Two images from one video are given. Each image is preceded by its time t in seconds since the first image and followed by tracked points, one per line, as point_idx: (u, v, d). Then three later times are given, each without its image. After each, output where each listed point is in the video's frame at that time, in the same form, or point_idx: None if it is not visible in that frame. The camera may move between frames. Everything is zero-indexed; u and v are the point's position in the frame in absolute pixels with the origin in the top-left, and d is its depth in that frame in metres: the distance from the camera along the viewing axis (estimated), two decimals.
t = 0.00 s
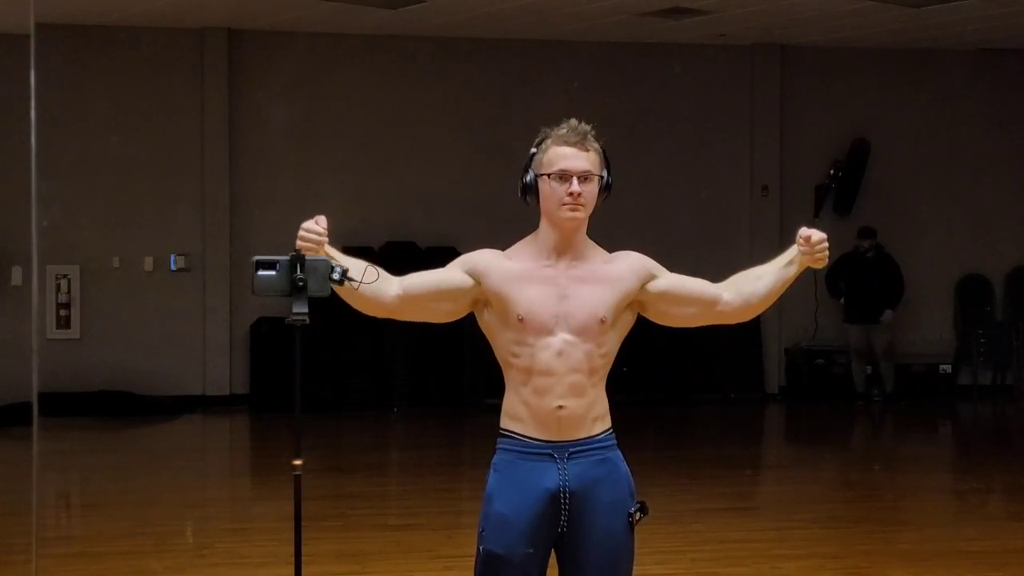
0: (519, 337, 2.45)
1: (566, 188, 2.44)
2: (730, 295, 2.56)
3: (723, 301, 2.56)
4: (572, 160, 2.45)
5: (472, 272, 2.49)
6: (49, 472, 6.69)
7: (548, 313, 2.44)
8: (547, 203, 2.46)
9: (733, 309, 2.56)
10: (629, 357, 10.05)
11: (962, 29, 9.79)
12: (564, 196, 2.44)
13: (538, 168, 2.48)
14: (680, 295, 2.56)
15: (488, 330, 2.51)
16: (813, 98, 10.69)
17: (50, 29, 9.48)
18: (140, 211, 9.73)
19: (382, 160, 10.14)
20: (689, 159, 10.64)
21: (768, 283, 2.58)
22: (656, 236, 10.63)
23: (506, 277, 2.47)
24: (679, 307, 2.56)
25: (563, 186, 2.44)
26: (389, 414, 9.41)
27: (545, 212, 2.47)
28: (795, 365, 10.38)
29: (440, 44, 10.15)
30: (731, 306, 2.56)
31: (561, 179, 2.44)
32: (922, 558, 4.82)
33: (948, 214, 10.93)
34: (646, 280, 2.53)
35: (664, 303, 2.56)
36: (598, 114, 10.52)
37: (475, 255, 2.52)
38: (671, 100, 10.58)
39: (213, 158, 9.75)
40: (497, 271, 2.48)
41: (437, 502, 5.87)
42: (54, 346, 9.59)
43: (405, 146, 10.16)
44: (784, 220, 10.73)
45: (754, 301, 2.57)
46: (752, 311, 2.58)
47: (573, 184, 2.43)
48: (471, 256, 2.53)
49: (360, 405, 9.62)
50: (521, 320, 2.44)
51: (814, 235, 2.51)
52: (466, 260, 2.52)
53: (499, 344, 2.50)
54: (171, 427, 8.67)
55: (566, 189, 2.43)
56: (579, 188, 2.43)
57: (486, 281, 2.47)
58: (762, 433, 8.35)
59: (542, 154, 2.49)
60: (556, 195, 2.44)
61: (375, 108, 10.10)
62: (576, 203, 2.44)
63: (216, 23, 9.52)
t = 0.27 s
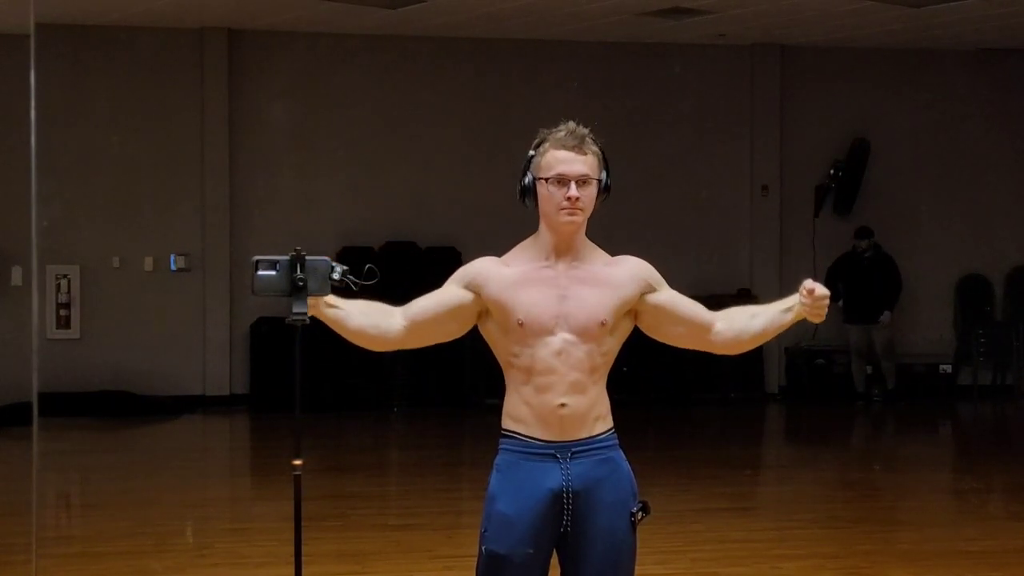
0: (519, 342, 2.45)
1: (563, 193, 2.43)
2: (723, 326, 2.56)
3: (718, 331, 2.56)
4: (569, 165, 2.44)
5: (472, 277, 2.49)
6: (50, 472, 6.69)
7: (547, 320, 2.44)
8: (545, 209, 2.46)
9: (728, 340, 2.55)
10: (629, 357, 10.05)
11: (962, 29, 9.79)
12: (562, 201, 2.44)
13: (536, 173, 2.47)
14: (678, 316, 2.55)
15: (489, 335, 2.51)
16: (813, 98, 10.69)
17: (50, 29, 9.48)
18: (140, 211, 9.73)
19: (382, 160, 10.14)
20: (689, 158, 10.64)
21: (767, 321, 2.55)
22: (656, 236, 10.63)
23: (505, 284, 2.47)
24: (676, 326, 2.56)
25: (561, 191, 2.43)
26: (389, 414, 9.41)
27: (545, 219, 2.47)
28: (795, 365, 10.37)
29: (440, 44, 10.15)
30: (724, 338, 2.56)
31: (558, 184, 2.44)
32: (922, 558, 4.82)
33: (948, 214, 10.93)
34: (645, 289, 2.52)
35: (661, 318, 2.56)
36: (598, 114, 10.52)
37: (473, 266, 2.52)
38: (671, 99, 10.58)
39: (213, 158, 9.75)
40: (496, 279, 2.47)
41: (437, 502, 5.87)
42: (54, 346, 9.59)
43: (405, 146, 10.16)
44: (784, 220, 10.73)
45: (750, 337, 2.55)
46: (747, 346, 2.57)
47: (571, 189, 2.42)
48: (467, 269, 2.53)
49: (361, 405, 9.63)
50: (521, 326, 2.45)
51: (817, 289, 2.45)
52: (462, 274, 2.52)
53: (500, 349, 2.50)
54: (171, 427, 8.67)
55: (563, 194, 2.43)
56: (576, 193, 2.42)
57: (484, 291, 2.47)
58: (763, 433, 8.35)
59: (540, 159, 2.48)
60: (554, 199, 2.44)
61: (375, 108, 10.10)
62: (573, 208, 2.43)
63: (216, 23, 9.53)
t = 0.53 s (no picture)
0: (520, 335, 2.45)
1: (565, 192, 2.43)
2: (729, 297, 2.55)
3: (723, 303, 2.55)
4: (571, 164, 2.43)
5: (472, 271, 2.48)
6: (49, 472, 6.69)
7: (549, 312, 2.44)
8: (547, 206, 2.46)
9: (734, 310, 2.55)
10: (629, 357, 10.05)
11: (962, 29, 9.79)
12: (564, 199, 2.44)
13: (538, 171, 2.47)
14: (680, 295, 2.55)
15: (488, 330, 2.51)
16: (813, 98, 10.69)
17: (50, 29, 9.48)
18: (140, 211, 9.73)
19: (382, 160, 10.14)
20: (690, 158, 10.64)
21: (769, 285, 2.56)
22: (656, 236, 10.63)
23: (507, 276, 2.47)
24: (680, 308, 2.55)
25: (563, 190, 2.43)
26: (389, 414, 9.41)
27: (546, 215, 2.47)
28: (795, 365, 10.37)
29: (440, 44, 10.16)
30: (731, 309, 2.55)
31: (560, 183, 2.43)
32: (922, 558, 4.82)
33: (948, 214, 10.93)
34: (646, 280, 2.52)
35: (664, 303, 2.55)
36: (598, 114, 10.52)
37: (475, 256, 2.51)
38: (670, 99, 10.58)
39: (213, 158, 9.75)
40: (497, 271, 2.47)
41: (437, 502, 5.87)
42: (54, 346, 9.59)
43: (405, 146, 10.17)
44: (784, 220, 10.73)
45: (755, 303, 2.56)
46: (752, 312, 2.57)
47: (572, 188, 2.42)
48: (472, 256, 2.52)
49: (361, 405, 9.61)
50: (522, 319, 2.44)
51: (814, 238, 2.48)
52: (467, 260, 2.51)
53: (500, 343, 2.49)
54: (171, 427, 8.67)
55: (564, 192, 2.43)
56: (578, 192, 2.42)
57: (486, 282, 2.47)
58: (763, 433, 8.34)
59: (542, 156, 2.47)
60: (555, 198, 2.44)
61: (375, 107, 10.10)
62: (574, 207, 2.43)
63: (216, 23, 9.53)
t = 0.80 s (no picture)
0: (521, 322, 2.44)
1: (566, 190, 2.44)
2: (733, 269, 2.56)
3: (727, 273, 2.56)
4: (574, 162, 2.44)
5: (474, 262, 2.49)
6: (49, 472, 6.69)
7: (550, 296, 2.43)
8: (548, 201, 2.46)
9: (737, 282, 2.55)
10: (630, 357, 10.05)
11: (962, 29, 9.79)
12: (565, 196, 2.45)
13: (539, 167, 2.47)
14: (681, 272, 2.56)
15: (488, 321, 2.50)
16: (813, 98, 10.69)
17: (50, 28, 9.48)
18: (140, 211, 9.73)
19: (382, 161, 10.14)
20: (690, 158, 10.64)
21: (771, 248, 2.56)
22: (655, 236, 10.63)
23: (507, 263, 2.47)
24: (683, 288, 2.56)
25: (565, 188, 2.44)
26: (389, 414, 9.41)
27: (547, 209, 2.47)
28: (795, 365, 10.37)
29: (440, 44, 10.15)
30: (736, 278, 2.55)
31: (563, 181, 2.44)
32: (922, 558, 4.82)
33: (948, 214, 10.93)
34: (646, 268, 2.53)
35: (667, 285, 2.56)
36: (598, 113, 10.52)
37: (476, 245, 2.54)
38: (671, 99, 10.58)
39: (213, 158, 9.75)
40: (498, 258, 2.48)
41: (437, 502, 5.86)
42: (54, 346, 9.59)
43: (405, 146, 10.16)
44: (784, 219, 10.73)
45: (760, 271, 2.55)
46: (758, 278, 2.56)
47: (574, 187, 2.43)
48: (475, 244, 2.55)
49: (361, 405, 9.61)
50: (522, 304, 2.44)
51: (808, 195, 2.49)
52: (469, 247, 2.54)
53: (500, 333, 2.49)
54: (171, 427, 8.67)
55: (566, 191, 2.44)
56: (579, 191, 2.43)
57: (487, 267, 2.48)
58: (763, 433, 8.34)
59: (544, 153, 2.48)
60: (556, 196, 2.44)
61: (375, 107, 10.10)
62: (576, 205, 2.44)
63: (216, 23, 9.52)
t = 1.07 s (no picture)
0: (521, 322, 2.44)
1: (566, 190, 2.44)
2: (732, 274, 2.56)
3: (730, 278, 2.56)
4: (573, 162, 2.44)
5: (473, 262, 2.49)
6: (50, 472, 6.69)
7: (549, 296, 2.44)
8: (547, 200, 2.46)
9: (737, 286, 2.55)
10: (630, 357, 10.05)
11: (962, 29, 9.79)
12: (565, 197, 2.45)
13: (539, 168, 2.48)
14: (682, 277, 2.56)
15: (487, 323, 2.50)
16: (813, 98, 10.69)
17: (50, 28, 9.48)
18: (140, 211, 9.73)
19: (382, 161, 10.14)
20: (690, 158, 10.64)
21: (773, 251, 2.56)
22: (655, 236, 10.63)
23: (506, 262, 2.48)
24: (684, 294, 2.56)
25: (564, 188, 2.44)
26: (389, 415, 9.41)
27: (547, 210, 2.48)
28: (795, 365, 10.37)
29: (440, 44, 10.15)
30: (738, 283, 2.56)
31: (561, 181, 2.44)
32: (922, 558, 4.82)
33: (948, 214, 10.93)
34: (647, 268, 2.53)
35: (667, 288, 2.55)
36: (598, 114, 10.51)
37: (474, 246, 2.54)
38: (671, 99, 10.58)
39: (213, 158, 9.75)
40: (497, 258, 2.49)
41: (437, 502, 5.87)
42: (54, 346, 9.59)
43: (405, 146, 10.16)
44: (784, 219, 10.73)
45: (759, 276, 2.55)
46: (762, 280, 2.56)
47: (574, 187, 2.43)
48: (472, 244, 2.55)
49: (361, 405, 9.61)
50: (524, 304, 2.44)
51: (807, 200, 2.51)
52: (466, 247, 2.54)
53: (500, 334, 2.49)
54: (171, 427, 8.67)
55: (566, 191, 2.44)
56: (579, 191, 2.43)
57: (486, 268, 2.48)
58: (763, 433, 8.34)
59: (544, 153, 2.48)
60: (556, 196, 2.45)
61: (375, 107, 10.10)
62: (576, 205, 2.44)
63: (216, 23, 9.52)
